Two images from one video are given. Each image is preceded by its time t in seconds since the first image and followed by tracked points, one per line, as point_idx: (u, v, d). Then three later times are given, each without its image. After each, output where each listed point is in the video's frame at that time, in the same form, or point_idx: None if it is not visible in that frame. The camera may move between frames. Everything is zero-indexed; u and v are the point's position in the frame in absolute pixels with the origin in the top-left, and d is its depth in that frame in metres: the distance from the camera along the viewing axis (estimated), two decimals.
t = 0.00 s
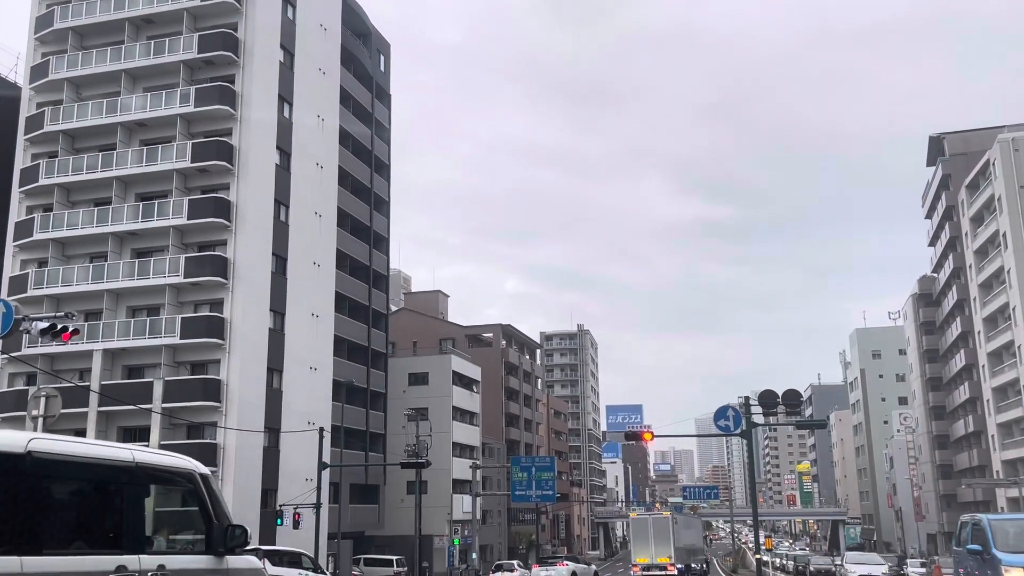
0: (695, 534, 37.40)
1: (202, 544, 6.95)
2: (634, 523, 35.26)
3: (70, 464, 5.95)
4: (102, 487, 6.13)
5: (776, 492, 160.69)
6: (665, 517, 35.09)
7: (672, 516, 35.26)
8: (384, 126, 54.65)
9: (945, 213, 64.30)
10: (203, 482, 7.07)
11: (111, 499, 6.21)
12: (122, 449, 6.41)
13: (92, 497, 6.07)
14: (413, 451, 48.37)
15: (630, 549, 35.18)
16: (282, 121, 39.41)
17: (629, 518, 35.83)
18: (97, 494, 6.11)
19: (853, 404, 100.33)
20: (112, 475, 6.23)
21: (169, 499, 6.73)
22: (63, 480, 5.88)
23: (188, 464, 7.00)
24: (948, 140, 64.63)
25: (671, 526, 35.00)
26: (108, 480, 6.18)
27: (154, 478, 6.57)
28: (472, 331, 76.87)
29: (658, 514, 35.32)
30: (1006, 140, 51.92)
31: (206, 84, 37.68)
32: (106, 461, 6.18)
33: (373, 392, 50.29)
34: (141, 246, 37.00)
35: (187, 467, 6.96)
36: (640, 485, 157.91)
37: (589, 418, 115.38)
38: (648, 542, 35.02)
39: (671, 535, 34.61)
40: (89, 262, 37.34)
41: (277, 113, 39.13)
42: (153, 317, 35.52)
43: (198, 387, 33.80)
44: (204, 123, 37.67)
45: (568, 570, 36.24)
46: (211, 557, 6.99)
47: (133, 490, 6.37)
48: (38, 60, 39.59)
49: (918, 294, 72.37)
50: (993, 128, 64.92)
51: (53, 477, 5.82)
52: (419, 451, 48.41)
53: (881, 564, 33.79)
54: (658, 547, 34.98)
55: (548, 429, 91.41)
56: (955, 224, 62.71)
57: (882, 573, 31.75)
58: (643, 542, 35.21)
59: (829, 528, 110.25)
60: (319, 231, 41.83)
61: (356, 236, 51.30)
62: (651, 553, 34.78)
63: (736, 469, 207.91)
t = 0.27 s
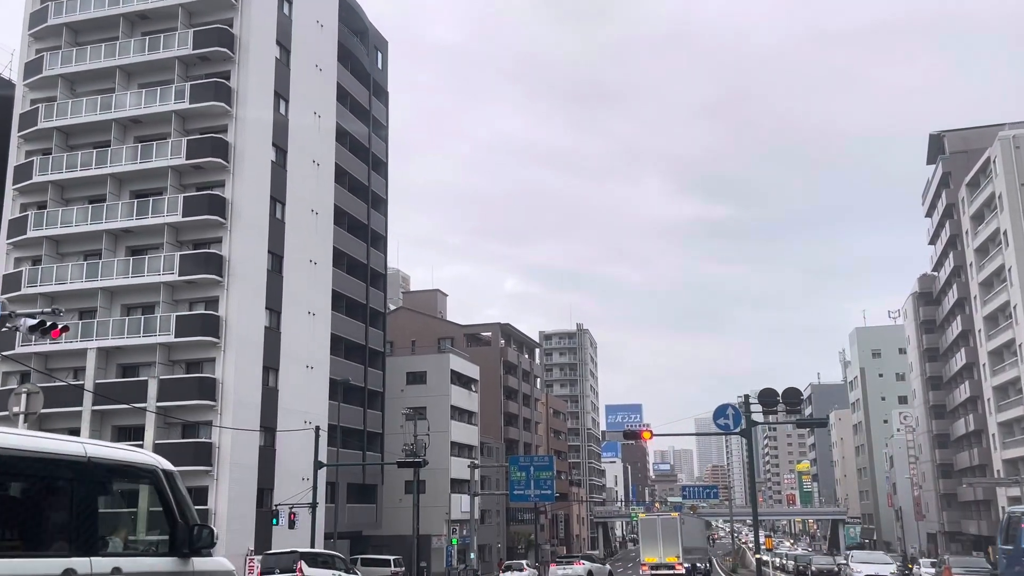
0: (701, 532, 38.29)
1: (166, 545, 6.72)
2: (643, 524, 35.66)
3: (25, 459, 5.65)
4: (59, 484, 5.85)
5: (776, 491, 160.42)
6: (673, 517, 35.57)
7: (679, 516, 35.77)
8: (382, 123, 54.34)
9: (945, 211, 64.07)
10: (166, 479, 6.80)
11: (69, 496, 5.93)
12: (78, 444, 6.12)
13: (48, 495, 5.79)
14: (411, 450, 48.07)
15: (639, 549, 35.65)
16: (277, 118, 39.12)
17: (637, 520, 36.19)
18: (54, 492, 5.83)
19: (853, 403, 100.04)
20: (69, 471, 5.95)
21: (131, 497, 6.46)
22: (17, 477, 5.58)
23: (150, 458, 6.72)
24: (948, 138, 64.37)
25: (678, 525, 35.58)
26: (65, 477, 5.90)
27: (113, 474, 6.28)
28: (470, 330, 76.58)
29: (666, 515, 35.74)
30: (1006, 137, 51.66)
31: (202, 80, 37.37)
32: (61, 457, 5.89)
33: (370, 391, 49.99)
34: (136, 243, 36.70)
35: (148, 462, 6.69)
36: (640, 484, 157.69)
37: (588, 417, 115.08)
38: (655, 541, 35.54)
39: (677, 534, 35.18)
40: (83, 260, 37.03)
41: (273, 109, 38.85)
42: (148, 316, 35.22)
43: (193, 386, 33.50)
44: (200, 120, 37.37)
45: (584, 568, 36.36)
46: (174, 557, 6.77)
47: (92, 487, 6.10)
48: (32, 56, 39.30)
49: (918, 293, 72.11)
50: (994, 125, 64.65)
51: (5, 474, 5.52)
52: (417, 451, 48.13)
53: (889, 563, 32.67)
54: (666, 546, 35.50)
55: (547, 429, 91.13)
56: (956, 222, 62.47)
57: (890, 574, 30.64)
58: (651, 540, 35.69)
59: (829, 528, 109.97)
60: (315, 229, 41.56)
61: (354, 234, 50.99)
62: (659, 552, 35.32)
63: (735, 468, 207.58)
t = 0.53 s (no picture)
0: (708, 531, 38.59)
1: (126, 546, 6.17)
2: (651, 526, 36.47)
3: None
4: None
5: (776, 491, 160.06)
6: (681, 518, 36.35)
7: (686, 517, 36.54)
8: (379, 121, 54.03)
9: (945, 209, 63.84)
10: (128, 475, 6.30)
11: (8, 491, 5.43)
12: (22, 435, 5.61)
13: None
14: (409, 450, 47.78)
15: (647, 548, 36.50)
16: (274, 114, 38.85)
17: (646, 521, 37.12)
18: None
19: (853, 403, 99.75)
20: (9, 464, 5.44)
21: (86, 495, 5.94)
22: None
23: (110, 454, 6.25)
24: (948, 136, 64.10)
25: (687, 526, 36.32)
26: (5, 469, 5.41)
27: (60, 469, 5.77)
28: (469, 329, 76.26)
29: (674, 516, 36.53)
30: (1007, 134, 51.37)
31: (197, 76, 37.05)
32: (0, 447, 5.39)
33: (368, 390, 49.70)
34: (130, 241, 36.39)
35: (106, 456, 6.18)
36: (639, 484, 157.37)
37: (587, 417, 114.75)
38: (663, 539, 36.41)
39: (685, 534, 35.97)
40: (77, 258, 36.72)
41: (269, 106, 38.56)
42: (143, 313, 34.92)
43: (188, 385, 33.18)
44: (195, 117, 37.06)
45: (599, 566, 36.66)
46: (135, 561, 6.21)
47: (34, 483, 5.57)
48: (26, 52, 39.02)
49: (918, 291, 71.87)
50: (994, 123, 64.39)
51: None
52: (415, 450, 47.84)
53: (898, 562, 31.80)
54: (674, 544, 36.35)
55: (546, 428, 90.81)
56: (956, 220, 62.22)
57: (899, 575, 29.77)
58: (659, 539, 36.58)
59: (829, 527, 109.77)
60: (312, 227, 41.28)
61: (351, 232, 50.67)
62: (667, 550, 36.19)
63: (734, 468, 207.28)
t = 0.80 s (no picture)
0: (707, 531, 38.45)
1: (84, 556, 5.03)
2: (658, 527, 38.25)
3: None
4: None
5: (775, 491, 159.75)
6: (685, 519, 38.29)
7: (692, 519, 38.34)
8: (377, 119, 53.77)
9: (945, 207, 63.62)
10: (84, 472, 5.19)
11: None
12: None
13: None
14: (407, 449, 47.53)
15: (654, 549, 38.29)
16: (270, 111, 38.57)
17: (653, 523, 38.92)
18: None
19: (853, 402, 99.52)
20: None
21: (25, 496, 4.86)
22: None
23: (62, 446, 5.14)
24: (949, 134, 63.87)
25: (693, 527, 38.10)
26: None
27: None
28: (468, 329, 76.01)
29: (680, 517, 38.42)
30: (1008, 132, 51.14)
31: (192, 73, 36.77)
32: None
33: (365, 389, 49.45)
34: (125, 239, 36.11)
35: (56, 450, 5.08)
36: (638, 483, 157.15)
37: (587, 416, 114.46)
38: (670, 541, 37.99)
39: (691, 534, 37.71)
40: (72, 256, 36.45)
41: (265, 103, 38.29)
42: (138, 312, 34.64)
43: (183, 384, 32.91)
44: (190, 114, 36.77)
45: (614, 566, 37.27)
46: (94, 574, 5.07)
47: None
48: (20, 49, 38.76)
49: (918, 290, 71.65)
50: (994, 121, 64.16)
51: None
52: (413, 450, 47.60)
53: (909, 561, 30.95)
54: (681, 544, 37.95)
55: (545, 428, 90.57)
56: (956, 218, 61.99)
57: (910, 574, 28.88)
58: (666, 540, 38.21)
59: (829, 527, 109.61)
60: (308, 225, 41.01)
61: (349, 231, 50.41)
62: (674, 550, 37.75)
63: (734, 468, 207.07)
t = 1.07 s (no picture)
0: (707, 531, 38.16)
1: (36, 553, 4.82)
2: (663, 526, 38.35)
3: None
4: None
5: (775, 490, 159.49)
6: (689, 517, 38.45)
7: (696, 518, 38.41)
8: (375, 116, 53.49)
9: (945, 206, 63.38)
10: (38, 467, 4.94)
11: None
12: None
13: None
14: (405, 449, 47.29)
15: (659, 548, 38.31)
16: (266, 108, 38.32)
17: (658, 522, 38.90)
18: None
19: (852, 401, 99.30)
20: None
21: None
22: None
23: (13, 442, 4.86)
24: (949, 132, 63.59)
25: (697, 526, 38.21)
26: None
27: None
28: (467, 328, 75.75)
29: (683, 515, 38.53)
30: (1008, 130, 50.91)
31: (188, 70, 36.51)
32: None
33: (363, 388, 49.20)
34: (121, 237, 35.85)
35: (9, 445, 4.82)
36: (638, 483, 156.84)
37: (586, 416, 114.21)
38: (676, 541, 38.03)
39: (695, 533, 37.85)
40: (67, 254, 36.20)
41: (262, 100, 38.04)
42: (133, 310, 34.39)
43: (179, 383, 32.65)
44: (186, 111, 36.50)
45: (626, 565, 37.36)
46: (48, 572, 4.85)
47: None
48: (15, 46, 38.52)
49: (918, 289, 71.41)
50: (995, 119, 63.89)
51: None
52: (411, 449, 47.35)
53: (921, 561, 28.60)
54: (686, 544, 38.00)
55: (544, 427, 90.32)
56: (957, 217, 61.73)
57: (923, 574, 26.15)
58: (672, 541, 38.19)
59: (828, 526, 109.39)
60: (305, 223, 40.77)
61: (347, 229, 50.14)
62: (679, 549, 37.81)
63: (733, 467, 206.84)
